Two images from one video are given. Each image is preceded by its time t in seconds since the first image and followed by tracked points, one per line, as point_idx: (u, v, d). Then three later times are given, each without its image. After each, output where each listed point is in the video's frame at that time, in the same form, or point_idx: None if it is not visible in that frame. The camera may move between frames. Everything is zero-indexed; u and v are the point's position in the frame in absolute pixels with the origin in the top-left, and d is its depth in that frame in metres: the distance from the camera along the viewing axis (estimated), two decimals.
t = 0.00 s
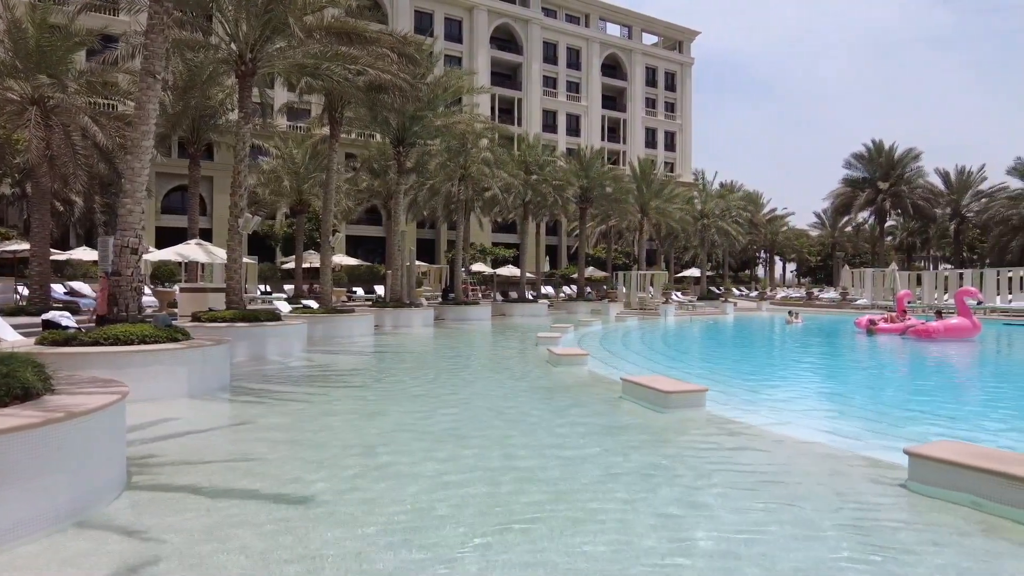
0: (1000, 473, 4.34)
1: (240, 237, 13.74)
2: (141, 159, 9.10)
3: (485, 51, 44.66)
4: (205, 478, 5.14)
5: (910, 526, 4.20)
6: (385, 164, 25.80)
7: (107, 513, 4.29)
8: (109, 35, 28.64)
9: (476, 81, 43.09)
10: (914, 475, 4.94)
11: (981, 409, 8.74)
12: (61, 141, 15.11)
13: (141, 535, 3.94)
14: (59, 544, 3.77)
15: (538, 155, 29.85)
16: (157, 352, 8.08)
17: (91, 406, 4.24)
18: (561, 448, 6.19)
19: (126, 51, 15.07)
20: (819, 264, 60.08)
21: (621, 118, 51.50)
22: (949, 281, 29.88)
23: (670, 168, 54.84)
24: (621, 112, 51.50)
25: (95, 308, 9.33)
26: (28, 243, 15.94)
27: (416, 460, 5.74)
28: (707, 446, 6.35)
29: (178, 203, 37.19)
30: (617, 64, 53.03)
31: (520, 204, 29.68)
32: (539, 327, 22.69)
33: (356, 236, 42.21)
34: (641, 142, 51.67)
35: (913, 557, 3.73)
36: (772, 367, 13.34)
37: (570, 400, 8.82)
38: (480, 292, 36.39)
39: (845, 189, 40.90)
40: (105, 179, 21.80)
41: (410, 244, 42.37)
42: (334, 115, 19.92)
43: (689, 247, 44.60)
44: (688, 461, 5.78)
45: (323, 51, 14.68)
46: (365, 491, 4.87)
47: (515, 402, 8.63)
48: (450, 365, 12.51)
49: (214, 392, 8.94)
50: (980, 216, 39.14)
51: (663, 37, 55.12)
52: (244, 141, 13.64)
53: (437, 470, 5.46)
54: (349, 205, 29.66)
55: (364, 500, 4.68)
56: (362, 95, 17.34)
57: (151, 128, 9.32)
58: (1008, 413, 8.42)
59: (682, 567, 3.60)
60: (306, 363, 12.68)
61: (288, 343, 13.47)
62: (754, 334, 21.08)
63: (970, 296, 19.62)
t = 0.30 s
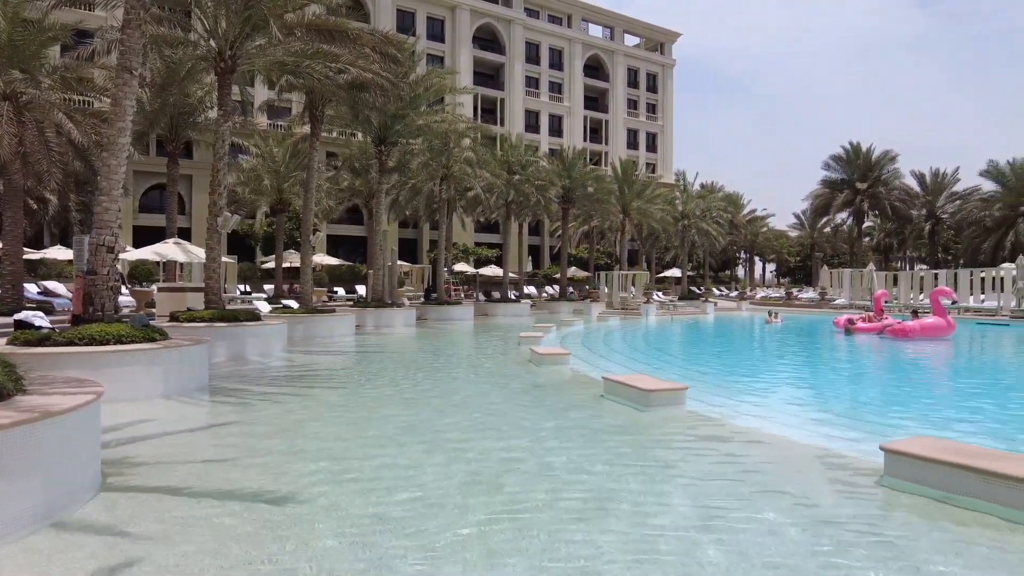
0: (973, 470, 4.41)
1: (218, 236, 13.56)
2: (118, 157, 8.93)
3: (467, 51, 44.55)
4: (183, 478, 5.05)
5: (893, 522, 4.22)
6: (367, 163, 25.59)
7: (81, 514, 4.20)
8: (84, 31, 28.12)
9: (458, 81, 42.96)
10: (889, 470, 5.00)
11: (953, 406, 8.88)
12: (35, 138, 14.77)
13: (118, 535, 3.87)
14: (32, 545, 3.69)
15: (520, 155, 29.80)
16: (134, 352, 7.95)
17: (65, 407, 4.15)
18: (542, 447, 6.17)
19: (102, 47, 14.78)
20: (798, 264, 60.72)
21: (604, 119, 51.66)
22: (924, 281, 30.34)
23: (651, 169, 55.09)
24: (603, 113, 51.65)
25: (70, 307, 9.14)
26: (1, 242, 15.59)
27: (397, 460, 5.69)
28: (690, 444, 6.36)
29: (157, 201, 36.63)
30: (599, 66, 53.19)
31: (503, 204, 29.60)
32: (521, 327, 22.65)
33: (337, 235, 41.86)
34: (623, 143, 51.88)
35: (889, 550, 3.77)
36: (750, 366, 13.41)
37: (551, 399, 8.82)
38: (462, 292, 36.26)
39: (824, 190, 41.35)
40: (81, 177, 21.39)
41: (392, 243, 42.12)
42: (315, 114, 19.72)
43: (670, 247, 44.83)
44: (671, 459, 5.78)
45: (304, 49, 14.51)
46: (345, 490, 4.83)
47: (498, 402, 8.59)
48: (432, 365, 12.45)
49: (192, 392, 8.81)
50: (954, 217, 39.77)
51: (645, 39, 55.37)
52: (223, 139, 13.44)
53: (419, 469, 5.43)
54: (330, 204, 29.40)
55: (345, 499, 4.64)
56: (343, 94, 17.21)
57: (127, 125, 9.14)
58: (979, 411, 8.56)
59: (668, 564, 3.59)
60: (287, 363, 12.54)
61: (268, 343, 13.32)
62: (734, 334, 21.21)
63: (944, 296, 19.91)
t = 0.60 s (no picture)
0: (950, 467, 4.44)
1: (197, 235, 13.35)
2: (93, 153, 8.74)
3: (451, 50, 44.40)
4: (158, 480, 4.94)
5: (876, 517, 4.23)
6: (349, 162, 25.37)
7: (51, 516, 4.09)
8: (59, 26, 27.61)
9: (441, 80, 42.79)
10: (866, 466, 5.02)
11: (929, 403, 8.98)
12: (7, 134, 14.41)
13: (90, 538, 3.77)
14: None
15: (503, 154, 29.73)
16: (109, 352, 7.79)
17: (35, 407, 4.05)
18: (524, 446, 6.12)
19: (76, 41, 14.48)
20: (778, 264, 61.29)
21: (587, 119, 51.76)
22: (902, 280, 30.75)
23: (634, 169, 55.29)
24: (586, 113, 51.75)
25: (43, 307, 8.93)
26: None
27: (377, 460, 5.62)
28: (673, 441, 6.35)
29: (135, 200, 36.04)
30: (582, 66, 53.28)
31: (486, 203, 29.51)
32: (504, 327, 22.58)
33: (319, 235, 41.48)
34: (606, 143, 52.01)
35: (869, 544, 3.78)
36: (731, 365, 13.50)
37: (534, 398, 8.78)
38: (445, 292, 36.08)
39: (804, 190, 41.75)
40: (56, 175, 20.95)
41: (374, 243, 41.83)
42: (296, 111, 19.47)
43: (653, 247, 45.02)
44: (654, 456, 5.76)
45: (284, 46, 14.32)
46: (324, 490, 4.75)
47: (481, 401, 8.53)
48: (414, 365, 12.36)
49: (170, 392, 8.66)
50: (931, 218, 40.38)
51: (627, 40, 55.58)
52: (202, 137, 13.22)
53: (399, 468, 5.35)
54: (311, 203, 29.12)
55: (323, 498, 4.56)
56: (324, 92, 17.04)
57: (103, 122, 8.95)
58: (954, 407, 8.66)
59: (653, 560, 3.55)
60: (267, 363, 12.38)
61: (248, 343, 13.14)
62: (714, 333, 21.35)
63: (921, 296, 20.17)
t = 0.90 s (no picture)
0: (925, 459, 4.48)
1: (175, 234, 13.14)
2: (67, 150, 8.54)
3: (433, 48, 44.24)
4: (131, 480, 4.84)
5: (855, 511, 4.24)
6: (331, 161, 25.15)
7: (18, 517, 3.98)
8: (33, 20, 27.07)
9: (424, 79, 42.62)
10: (841, 460, 5.06)
11: (904, 399, 9.08)
12: None
13: (59, 539, 3.68)
14: None
15: (486, 154, 29.64)
16: (83, 351, 7.63)
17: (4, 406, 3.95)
18: (504, 443, 6.09)
19: (50, 36, 14.18)
20: (758, 263, 61.86)
21: (569, 119, 51.84)
22: (879, 280, 31.19)
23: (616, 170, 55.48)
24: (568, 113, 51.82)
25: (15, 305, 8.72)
26: None
27: (356, 457, 5.56)
28: (654, 437, 6.36)
29: (112, 198, 35.50)
30: (565, 66, 53.36)
31: (469, 203, 29.43)
32: (486, 326, 22.54)
33: (300, 234, 41.14)
34: (588, 143, 52.13)
35: (845, 537, 3.81)
36: (712, 363, 13.60)
37: (515, 397, 8.76)
38: (428, 291, 35.94)
39: (784, 191, 42.15)
40: (30, 172, 20.55)
41: (356, 242, 41.56)
42: (276, 109, 19.25)
43: (635, 247, 45.20)
44: (636, 453, 5.76)
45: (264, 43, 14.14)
46: (300, 488, 4.68)
47: (463, 400, 8.48)
48: (394, 364, 12.31)
49: (146, 392, 8.51)
50: (908, 219, 40.94)
51: (610, 40, 55.75)
52: (180, 134, 13.01)
53: (377, 466, 5.29)
54: (292, 202, 28.86)
55: (300, 496, 4.50)
56: (304, 89, 16.86)
57: (77, 117, 8.76)
58: (929, 404, 8.77)
59: (637, 556, 3.53)
60: (246, 362, 12.23)
61: (226, 342, 12.98)
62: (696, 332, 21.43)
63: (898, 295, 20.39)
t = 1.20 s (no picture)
0: (897, 456, 4.56)
1: (153, 233, 12.95)
2: (40, 146, 8.37)
3: (415, 48, 44.09)
4: (107, 482, 4.76)
5: (831, 506, 4.30)
6: (312, 160, 24.91)
7: None
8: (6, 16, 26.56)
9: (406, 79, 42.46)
10: (818, 457, 5.12)
11: (881, 397, 9.19)
12: None
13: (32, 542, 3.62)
14: None
15: (468, 154, 29.57)
16: (58, 351, 7.51)
17: None
18: (486, 442, 6.09)
19: (23, 32, 13.91)
20: (738, 264, 62.40)
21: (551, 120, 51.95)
22: (856, 280, 31.59)
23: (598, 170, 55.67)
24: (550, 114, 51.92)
25: None
26: None
27: (336, 458, 5.52)
28: (635, 436, 6.39)
29: (88, 196, 34.93)
30: (547, 67, 53.45)
31: (451, 203, 29.34)
32: (468, 326, 22.50)
33: (280, 233, 40.78)
34: (570, 144, 52.26)
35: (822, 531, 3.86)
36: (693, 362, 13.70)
37: (497, 396, 8.75)
38: (410, 292, 35.79)
39: (763, 192, 42.58)
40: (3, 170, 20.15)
41: (337, 242, 41.28)
42: (256, 107, 19.04)
43: (616, 247, 45.38)
44: (617, 451, 5.78)
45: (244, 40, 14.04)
46: (279, 489, 4.64)
47: (445, 400, 8.44)
48: (376, 364, 12.25)
49: (123, 393, 8.38)
50: (886, 220, 41.51)
51: (592, 42, 55.95)
52: (158, 132, 12.83)
53: (358, 466, 5.25)
54: (272, 201, 28.60)
55: (280, 497, 4.46)
56: (285, 87, 16.70)
57: (51, 114, 8.58)
58: (905, 402, 8.89)
59: (615, 552, 3.56)
60: (225, 363, 12.09)
61: (205, 342, 12.83)
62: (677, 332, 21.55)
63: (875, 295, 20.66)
